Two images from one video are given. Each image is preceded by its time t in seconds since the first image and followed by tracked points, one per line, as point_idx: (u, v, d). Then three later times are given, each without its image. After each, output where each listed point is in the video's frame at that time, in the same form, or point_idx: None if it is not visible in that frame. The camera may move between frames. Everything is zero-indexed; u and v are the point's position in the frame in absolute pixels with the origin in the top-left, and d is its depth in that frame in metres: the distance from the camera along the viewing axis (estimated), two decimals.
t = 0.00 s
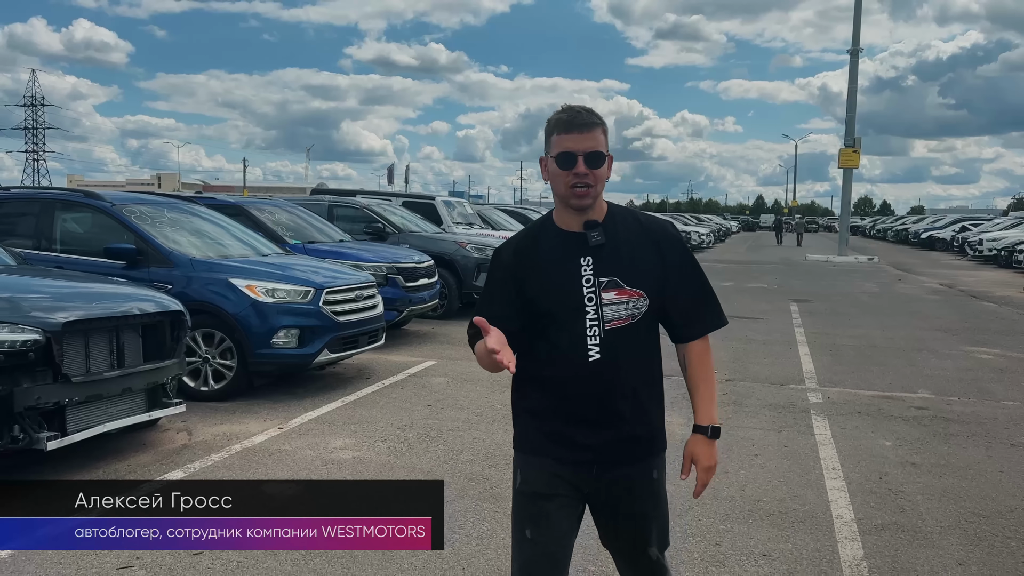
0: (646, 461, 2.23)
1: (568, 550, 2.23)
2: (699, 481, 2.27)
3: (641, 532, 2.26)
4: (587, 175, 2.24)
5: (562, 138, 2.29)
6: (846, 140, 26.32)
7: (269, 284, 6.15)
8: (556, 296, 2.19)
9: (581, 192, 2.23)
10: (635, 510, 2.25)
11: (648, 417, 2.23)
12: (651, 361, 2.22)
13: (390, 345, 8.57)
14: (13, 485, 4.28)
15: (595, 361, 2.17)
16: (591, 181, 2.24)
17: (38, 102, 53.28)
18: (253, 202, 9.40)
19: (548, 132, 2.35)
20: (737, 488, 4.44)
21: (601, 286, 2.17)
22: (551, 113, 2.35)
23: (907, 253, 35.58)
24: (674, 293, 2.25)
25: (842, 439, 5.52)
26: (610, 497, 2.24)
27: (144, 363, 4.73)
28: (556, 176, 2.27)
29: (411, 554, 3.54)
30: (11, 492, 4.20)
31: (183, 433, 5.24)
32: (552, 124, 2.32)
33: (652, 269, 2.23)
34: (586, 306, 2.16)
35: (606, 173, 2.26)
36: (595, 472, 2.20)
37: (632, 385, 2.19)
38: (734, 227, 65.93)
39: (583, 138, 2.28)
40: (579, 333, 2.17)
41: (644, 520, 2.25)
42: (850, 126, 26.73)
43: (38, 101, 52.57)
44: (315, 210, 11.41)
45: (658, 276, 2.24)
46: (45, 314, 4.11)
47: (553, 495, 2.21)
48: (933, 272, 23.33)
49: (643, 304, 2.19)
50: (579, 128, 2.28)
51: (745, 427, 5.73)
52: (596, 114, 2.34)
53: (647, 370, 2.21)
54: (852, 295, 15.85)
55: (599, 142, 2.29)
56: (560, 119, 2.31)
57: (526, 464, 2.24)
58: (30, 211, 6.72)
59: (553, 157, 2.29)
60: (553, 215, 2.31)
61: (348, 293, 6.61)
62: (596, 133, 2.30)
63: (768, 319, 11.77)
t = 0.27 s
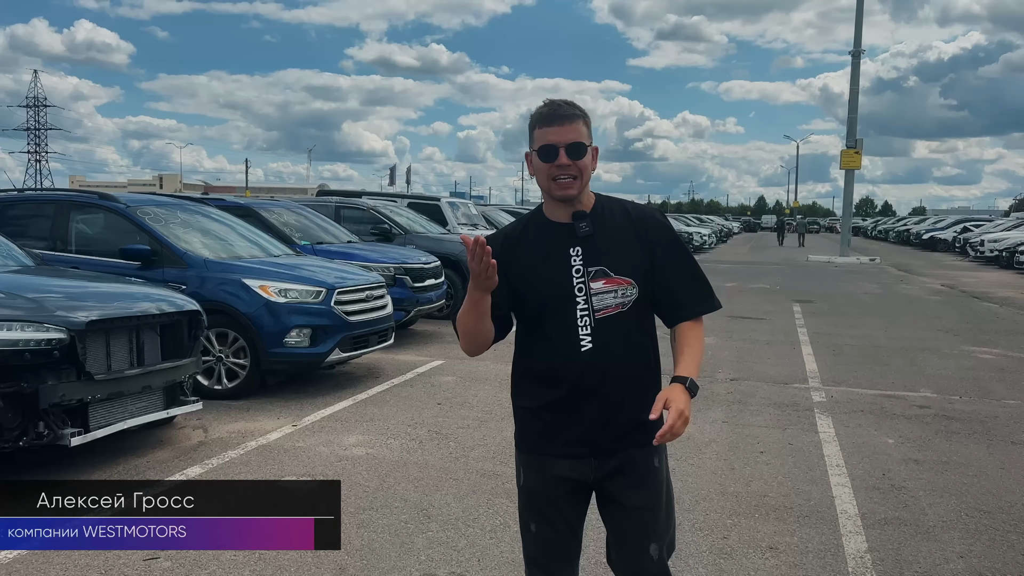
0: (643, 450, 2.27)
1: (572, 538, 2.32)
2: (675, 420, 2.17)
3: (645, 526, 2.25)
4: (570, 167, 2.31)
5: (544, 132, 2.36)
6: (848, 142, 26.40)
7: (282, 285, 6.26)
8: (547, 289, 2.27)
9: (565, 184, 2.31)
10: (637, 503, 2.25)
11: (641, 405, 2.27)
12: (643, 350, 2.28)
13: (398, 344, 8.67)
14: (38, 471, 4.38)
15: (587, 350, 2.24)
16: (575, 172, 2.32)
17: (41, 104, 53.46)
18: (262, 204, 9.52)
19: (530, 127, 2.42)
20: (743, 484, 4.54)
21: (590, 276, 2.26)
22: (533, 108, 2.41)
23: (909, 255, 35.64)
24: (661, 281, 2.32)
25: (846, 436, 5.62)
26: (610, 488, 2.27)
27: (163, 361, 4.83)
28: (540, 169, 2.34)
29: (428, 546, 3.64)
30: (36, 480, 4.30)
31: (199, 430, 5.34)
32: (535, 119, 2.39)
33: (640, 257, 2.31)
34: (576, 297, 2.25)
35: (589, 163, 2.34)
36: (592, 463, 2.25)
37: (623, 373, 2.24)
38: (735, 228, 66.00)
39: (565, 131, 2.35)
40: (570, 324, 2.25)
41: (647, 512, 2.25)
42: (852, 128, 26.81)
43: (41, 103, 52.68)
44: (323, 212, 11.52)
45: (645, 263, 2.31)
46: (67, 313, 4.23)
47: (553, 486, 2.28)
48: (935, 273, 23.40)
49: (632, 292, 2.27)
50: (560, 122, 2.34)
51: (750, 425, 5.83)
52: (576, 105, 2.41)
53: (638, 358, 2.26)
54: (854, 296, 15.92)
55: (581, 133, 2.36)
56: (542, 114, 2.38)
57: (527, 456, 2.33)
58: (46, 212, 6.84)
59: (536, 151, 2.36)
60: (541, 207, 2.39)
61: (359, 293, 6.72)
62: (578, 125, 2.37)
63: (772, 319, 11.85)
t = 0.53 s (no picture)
0: (640, 451, 2.25)
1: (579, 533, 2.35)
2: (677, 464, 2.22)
3: (640, 526, 2.23)
4: (581, 174, 2.31)
5: (555, 139, 2.36)
6: (851, 143, 26.48)
7: (294, 284, 6.37)
8: (552, 291, 2.31)
9: (576, 191, 2.31)
10: (634, 503, 2.23)
11: (641, 407, 2.25)
12: (646, 354, 2.26)
13: (406, 343, 8.77)
14: (61, 465, 4.48)
15: (589, 352, 2.25)
16: (586, 179, 2.32)
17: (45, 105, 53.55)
18: (272, 205, 9.64)
19: (543, 132, 2.42)
20: (749, 478, 4.65)
21: (595, 281, 2.26)
22: (545, 114, 2.41)
23: (912, 255, 35.71)
24: (668, 287, 2.27)
25: (849, 433, 5.73)
26: (609, 488, 2.27)
27: (181, 359, 4.94)
28: (551, 176, 2.35)
29: (444, 537, 3.74)
30: (60, 472, 4.41)
31: (215, 427, 5.45)
32: (547, 124, 2.39)
33: (647, 263, 2.28)
34: (580, 301, 2.27)
35: (600, 170, 2.33)
36: (591, 463, 2.27)
37: (623, 375, 2.24)
38: (737, 228, 66.07)
39: (577, 138, 2.34)
40: (574, 327, 2.27)
41: (643, 512, 2.23)
42: (854, 128, 26.90)
43: (44, 103, 52.92)
44: (330, 213, 11.65)
45: (652, 270, 2.28)
46: (90, 311, 4.35)
47: (557, 482, 2.32)
48: (937, 273, 23.49)
49: (637, 299, 2.25)
50: (572, 128, 2.34)
51: (755, 422, 5.94)
52: (588, 112, 2.40)
53: (638, 361, 2.25)
54: (857, 297, 16.02)
55: (592, 140, 2.36)
56: (554, 120, 2.38)
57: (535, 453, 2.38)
58: (62, 212, 6.96)
59: (547, 158, 2.36)
60: (553, 212, 2.40)
61: (369, 292, 6.83)
62: (589, 131, 2.36)
63: (775, 319, 11.96)
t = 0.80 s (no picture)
0: (645, 455, 2.24)
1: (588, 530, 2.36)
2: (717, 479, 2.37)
3: (638, 529, 2.22)
4: (607, 175, 2.31)
5: (584, 139, 2.36)
6: (854, 143, 26.56)
7: (307, 282, 6.50)
8: (567, 291, 2.32)
9: (601, 192, 2.31)
10: (635, 506, 2.22)
11: (647, 411, 2.25)
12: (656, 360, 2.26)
13: (414, 341, 8.89)
14: (84, 457, 4.61)
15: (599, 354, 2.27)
16: (612, 181, 2.32)
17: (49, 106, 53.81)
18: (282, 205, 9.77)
19: (573, 132, 2.42)
20: (754, 471, 4.76)
21: (611, 285, 2.26)
22: (576, 114, 2.42)
23: (914, 255, 35.76)
24: (683, 297, 2.26)
25: (851, 428, 5.84)
26: (612, 490, 2.27)
27: (199, 354, 5.06)
28: (577, 175, 2.35)
29: (458, 525, 3.86)
30: (83, 465, 4.54)
31: (230, 421, 5.57)
32: (577, 124, 2.40)
33: (664, 271, 2.26)
34: (594, 303, 2.27)
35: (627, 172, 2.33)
36: (596, 462, 2.28)
37: (631, 377, 2.24)
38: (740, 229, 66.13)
39: (605, 139, 2.34)
40: (586, 328, 2.28)
41: (642, 516, 2.22)
42: (857, 129, 26.99)
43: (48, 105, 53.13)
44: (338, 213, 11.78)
45: (669, 278, 2.26)
46: (113, 307, 4.47)
47: (564, 478, 2.34)
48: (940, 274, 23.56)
49: (651, 306, 2.24)
50: (601, 129, 2.34)
51: (759, 417, 6.06)
52: (619, 114, 2.40)
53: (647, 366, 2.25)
54: (860, 296, 16.11)
55: (621, 142, 2.35)
56: (584, 120, 2.39)
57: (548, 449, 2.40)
58: (78, 212, 7.08)
59: (575, 158, 2.37)
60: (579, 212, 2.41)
61: (380, 290, 6.96)
62: (619, 133, 2.36)
63: (779, 318, 12.07)
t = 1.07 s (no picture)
0: (666, 463, 2.17)
1: (596, 540, 2.25)
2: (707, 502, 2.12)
3: (659, 538, 2.14)
4: (647, 174, 2.23)
5: (624, 136, 2.28)
6: (856, 144, 26.66)
7: (317, 281, 6.61)
8: (592, 289, 2.23)
9: (640, 191, 2.22)
10: (655, 515, 2.15)
11: (668, 418, 2.17)
12: (682, 365, 2.18)
13: (421, 340, 9.02)
14: (103, 451, 4.74)
15: (624, 357, 2.17)
16: (651, 180, 2.23)
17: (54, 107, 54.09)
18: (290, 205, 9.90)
19: (611, 129, 2.34)
20: (756, 465, 4.87)
21: (640, 286, 2.18)
22: (615, 110, 2.34)
23: (917, 255, 35.84)
24: (713, 303, 2.19)
25: (852, 424, 5.95)
26: (630, 498, 2.19)
27: (213, 351, 5.18)
28: (614, 173, 2.26)
29: (469, 516, 3.97)
30: (102, 459, 4.66)
31: (243, 417, 5.68)
32: (616, 121, 2.31)
33: (697, 275, 2.19)
34: (622, 303, 2.18)
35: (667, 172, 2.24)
36: (613, 468, 2.20)
37: (654, 382, 2.16)
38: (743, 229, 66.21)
39: (646, 137, 2.26)
40: (611, 329, 2.19)
41: (662, 525, 2.14)
42: (860, 130, 27.08)
43: (54, 105, 53.35)
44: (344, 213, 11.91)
45: (702, 283, 2.19)
46: (131, 305, 4.60)
47: (578, 483, 2.24)
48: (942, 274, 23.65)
49: (681, 310, 2.17)
50: (643, 127, 2.26)
51: (761, 413, 6.17)
52: (659, 112, 2.32)
53: (671, 371, 2.16)
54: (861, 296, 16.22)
55: (662, 141, 2.27)
56: (624, 117, 2.30)
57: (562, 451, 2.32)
58: (92, 212, 7.20)
59: (613, 155, 2.28)
60: (613, 210, 2.32)
61: (388, 289, 7.07)
62: (660, 132, 2.28)
63: (781, 317, 12.18)
